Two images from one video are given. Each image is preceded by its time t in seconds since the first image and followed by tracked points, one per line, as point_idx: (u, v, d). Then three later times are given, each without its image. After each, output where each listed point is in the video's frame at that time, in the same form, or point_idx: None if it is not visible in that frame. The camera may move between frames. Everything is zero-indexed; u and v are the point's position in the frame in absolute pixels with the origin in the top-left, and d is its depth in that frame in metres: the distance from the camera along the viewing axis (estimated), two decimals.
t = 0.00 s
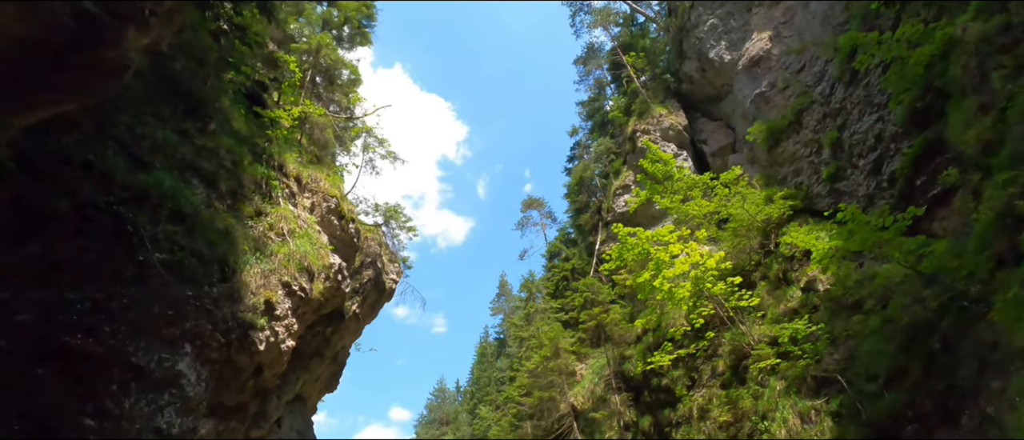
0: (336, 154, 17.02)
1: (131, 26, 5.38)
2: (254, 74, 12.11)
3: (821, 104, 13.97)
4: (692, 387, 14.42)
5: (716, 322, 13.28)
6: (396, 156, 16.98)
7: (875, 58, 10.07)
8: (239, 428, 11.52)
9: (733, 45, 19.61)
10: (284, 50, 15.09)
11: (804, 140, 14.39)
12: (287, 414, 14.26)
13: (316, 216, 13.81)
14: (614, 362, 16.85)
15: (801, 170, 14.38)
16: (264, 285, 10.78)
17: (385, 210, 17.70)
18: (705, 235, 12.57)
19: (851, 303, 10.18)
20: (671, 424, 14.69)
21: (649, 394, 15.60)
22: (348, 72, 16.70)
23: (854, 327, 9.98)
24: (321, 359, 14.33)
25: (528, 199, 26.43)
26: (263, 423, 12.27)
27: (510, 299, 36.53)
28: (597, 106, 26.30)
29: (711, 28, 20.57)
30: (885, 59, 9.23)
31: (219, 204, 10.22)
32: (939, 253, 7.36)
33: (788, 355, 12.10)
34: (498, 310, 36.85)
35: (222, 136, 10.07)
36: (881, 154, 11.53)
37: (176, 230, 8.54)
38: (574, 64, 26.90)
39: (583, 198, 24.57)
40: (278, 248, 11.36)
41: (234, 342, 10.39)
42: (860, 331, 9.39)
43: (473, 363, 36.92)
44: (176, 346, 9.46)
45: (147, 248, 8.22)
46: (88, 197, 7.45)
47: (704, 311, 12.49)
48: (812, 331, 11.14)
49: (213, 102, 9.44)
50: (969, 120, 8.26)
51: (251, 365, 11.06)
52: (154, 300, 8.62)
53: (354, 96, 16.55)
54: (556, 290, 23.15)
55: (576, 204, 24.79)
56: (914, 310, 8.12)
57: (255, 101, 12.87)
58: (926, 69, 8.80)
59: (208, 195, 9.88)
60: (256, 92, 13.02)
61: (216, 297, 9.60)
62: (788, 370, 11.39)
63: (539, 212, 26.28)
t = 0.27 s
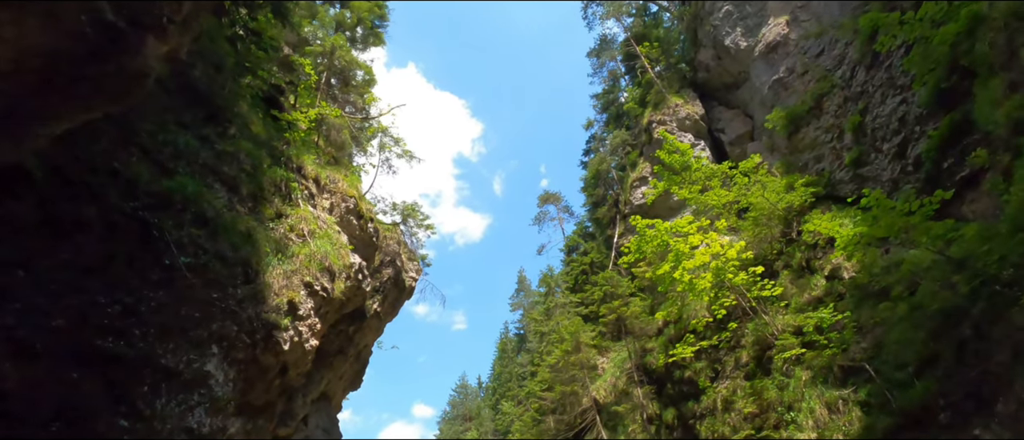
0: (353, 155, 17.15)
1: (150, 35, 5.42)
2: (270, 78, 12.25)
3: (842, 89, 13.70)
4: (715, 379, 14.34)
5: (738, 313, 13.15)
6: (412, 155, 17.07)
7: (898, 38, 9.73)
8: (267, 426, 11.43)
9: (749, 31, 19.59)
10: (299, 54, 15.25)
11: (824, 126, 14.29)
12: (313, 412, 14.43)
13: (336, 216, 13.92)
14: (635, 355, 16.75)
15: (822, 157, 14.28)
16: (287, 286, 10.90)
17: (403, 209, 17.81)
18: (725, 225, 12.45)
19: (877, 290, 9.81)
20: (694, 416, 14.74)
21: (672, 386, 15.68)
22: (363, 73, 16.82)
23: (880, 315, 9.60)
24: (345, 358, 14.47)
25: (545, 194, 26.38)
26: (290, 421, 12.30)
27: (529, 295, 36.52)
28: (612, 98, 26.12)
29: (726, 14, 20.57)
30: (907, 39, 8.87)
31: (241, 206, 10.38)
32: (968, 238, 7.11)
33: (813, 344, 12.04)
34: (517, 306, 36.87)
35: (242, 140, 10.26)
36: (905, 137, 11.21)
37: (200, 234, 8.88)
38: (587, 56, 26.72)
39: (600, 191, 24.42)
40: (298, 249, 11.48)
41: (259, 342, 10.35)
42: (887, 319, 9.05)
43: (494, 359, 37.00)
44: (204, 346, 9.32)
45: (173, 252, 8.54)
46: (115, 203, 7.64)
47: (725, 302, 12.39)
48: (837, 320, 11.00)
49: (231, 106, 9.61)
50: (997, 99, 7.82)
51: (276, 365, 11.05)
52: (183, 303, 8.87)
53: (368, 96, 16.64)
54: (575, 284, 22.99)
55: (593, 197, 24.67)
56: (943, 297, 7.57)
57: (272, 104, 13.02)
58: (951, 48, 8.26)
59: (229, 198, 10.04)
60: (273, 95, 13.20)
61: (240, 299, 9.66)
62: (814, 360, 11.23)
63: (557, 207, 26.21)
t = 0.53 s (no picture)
0: (371, 154, 17.26)
1: (170, 42, 5.56)
2: (287, 81, 12.39)
3: (864, 71, 13.44)
4: (740, 369, 14.15)
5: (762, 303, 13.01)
6: (429, 153, 17.15)
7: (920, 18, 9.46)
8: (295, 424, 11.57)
9: (766, 16, 19.54)
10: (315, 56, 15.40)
11: (847, 110, 13.98)
12: (339, 409, 14.64)
13: (356, 216, 14.03)
14: (657, 347, 16.68)
15: (845, 141, 13.99)
16: (310, 285, 11.05)
17: (421, 206, 17.92)
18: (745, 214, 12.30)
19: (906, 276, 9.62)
20: (720, 408, 14.55)
21: (695, 378, 15.67)
22: (378, 72, 16.93)
23: (909, 302, 9.49)
24: (369, 355, 14.64)
25: (562, 188, 26.29)
26: (317, 418, 12.51)
27: (549, 289, 36.52)
28: (627, 90, 25.92)
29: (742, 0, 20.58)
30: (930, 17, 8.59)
31: (263, 208, 10.54)
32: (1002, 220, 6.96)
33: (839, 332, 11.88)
34: (537, 300, 36.90)
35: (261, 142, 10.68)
36: (932, 119, 10.95)
37: (224, 236, 9.07)
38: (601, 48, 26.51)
39: (618, 183, 24.26)
40: (321, 249, 11.64)
41: (284, 341, 10.46)
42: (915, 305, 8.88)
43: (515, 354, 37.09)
44: (231, 345, 9.23)
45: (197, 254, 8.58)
46: (142, 207, 7.83)
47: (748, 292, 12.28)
48: (864, 308, 10.86)
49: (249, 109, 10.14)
50: None
51: (302, 363, 11.22)
52: (210, 303, 8.75)
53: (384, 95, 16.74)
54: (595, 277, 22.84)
55: (611, 190, 24.52)
56: (977, 282, 7.45)
57: (289, 106, 13.16)
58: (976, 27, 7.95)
59: (251, 200, 10.22)
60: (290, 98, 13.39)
61: (264, 299, 9.85)
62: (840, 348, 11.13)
63: (574, 200, 26.11)
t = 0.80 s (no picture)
0: (388, 153, 17.32)
1: (189, 45, 5.60)
2: (304, 82, 12.50)
3: (888, 52, 13.06)
4: (765, 359, 14.01)
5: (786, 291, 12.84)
6: (445, 149, 17.18)
7: None
8: (322, 420, 11.63)
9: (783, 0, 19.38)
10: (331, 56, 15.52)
11: (871, 93, 13.68)
12: (364, 405, 14.77)
13: (375, 214, 14.17)
14: (680, 338, 16.69)
15: (869, 124, 13.67)
16: (332, 284, 11.11)
17: (439, 203, 17.99)
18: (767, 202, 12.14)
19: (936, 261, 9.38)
20: (744, 398, 14.66)
21: (718, 369, 15.86)
22: (393, 71, 17.01)
23: (938, 288, 9.25)
24: (391, 352, 14.74)
25: (580, 181, 26.16)
26: (342, 414, 12.64)
27: (569, 283, 36.42)
28: (643, 80, 25.66)
29: None
30: None
31: (284, 208, 10.65)
32: None
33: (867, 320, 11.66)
34: (557, 294, 36.85)
35: (280, 144, 10.87)
36: (959, 99, 10.67)
37: (248, 237, 9.18)
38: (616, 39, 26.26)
39: (636, 175, 24.02)
40: (342, 247, 11.73)
41: (309, 338, 10.33)
42: (946, 290, 8.63)
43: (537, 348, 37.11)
44: (259, 344, 9.04)
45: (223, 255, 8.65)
46: (168, 212, 8.03)
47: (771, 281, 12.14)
48: (892, 294, 10.64)
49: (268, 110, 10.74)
50: None
51: (327, 361, 11.03)
52: (236, 303, 8.72)
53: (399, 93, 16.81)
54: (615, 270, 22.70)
55: (629, 181, 24.32)
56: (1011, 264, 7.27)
57: (307, 107, 13.36)
58: None
59: (273, 201, 10.34)
60: (307, 99, 13.55)
61: (289, 297, 9.76)
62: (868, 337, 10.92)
63: (592, 193, 25.97)
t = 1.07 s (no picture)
0: (404, 153, 17.39)
1: (208, 54, 5.70)
2: (320, 85, 12.62)
3: (910, 35, 12.87)
4: (790, 351, 13.76)
5: (810, 282, 12.66)
6: (461, 148, 17.21)
7: None
8: (347, 419, 11.75)
9: None
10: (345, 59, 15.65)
11: (893, 76, 13.22)
12: (388, 404, 14.89)
13: (393, 214, 14.27)
14: (702, 331, 16.51)
15: (892, 109, 13.20)
16: (353, 284, 11.19)
17: (457, 202, 18.04)
18: (788, 191, 11.99)
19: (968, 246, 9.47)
20: (769, 391, 14.43)
21: (743, 361, 15.51)
22: (407, 72, 17.10)
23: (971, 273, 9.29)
24: (413, 350, 14.84)
25: (596, 175, 26.03)
26: (367, 413, 12.75)
27: (588, 278, 36.30)
28: (658, 72, 25.42)
29: None
30: None
31: (304, 211, 10.78)
32: None
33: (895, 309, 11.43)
34: (577, 290, 36.76)
35: (298, 148, 11.00)
36: (987, 79, 10.57)
37: (270, 240, 9.30)
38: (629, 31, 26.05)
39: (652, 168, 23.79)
40: (361, 248, 11.83)
41: (332, 339, 10.40)
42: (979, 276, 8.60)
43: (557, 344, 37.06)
44: (283, 345, 9.14)
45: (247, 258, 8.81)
46: (193, 218, 8.14)
47: (795, 271, 11.97)
48: (921, 282, 10.41)
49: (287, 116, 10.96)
50: None
51: (350, 361, 11.11)
52: (260, 306, 8.85)
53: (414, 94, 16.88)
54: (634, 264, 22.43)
55: (646, 175, 24.11)
56: None
57: (323, 110, 13.49)
58: None
59: (293, 204, 10.49)
60: (323, 102, 13.70)
61: (311, 299, 9.86)
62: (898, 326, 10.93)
63: (609, 188, 25.83)
